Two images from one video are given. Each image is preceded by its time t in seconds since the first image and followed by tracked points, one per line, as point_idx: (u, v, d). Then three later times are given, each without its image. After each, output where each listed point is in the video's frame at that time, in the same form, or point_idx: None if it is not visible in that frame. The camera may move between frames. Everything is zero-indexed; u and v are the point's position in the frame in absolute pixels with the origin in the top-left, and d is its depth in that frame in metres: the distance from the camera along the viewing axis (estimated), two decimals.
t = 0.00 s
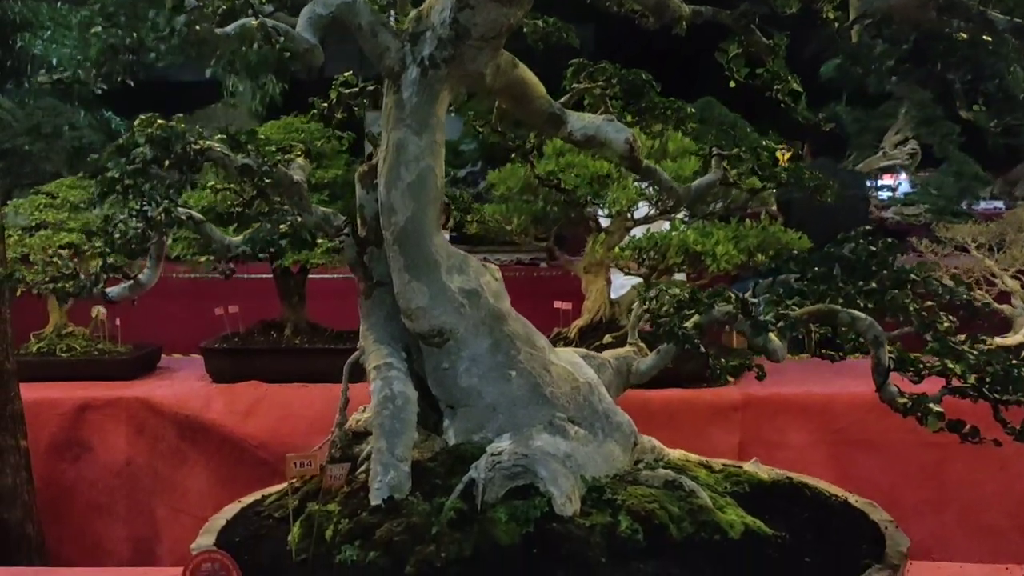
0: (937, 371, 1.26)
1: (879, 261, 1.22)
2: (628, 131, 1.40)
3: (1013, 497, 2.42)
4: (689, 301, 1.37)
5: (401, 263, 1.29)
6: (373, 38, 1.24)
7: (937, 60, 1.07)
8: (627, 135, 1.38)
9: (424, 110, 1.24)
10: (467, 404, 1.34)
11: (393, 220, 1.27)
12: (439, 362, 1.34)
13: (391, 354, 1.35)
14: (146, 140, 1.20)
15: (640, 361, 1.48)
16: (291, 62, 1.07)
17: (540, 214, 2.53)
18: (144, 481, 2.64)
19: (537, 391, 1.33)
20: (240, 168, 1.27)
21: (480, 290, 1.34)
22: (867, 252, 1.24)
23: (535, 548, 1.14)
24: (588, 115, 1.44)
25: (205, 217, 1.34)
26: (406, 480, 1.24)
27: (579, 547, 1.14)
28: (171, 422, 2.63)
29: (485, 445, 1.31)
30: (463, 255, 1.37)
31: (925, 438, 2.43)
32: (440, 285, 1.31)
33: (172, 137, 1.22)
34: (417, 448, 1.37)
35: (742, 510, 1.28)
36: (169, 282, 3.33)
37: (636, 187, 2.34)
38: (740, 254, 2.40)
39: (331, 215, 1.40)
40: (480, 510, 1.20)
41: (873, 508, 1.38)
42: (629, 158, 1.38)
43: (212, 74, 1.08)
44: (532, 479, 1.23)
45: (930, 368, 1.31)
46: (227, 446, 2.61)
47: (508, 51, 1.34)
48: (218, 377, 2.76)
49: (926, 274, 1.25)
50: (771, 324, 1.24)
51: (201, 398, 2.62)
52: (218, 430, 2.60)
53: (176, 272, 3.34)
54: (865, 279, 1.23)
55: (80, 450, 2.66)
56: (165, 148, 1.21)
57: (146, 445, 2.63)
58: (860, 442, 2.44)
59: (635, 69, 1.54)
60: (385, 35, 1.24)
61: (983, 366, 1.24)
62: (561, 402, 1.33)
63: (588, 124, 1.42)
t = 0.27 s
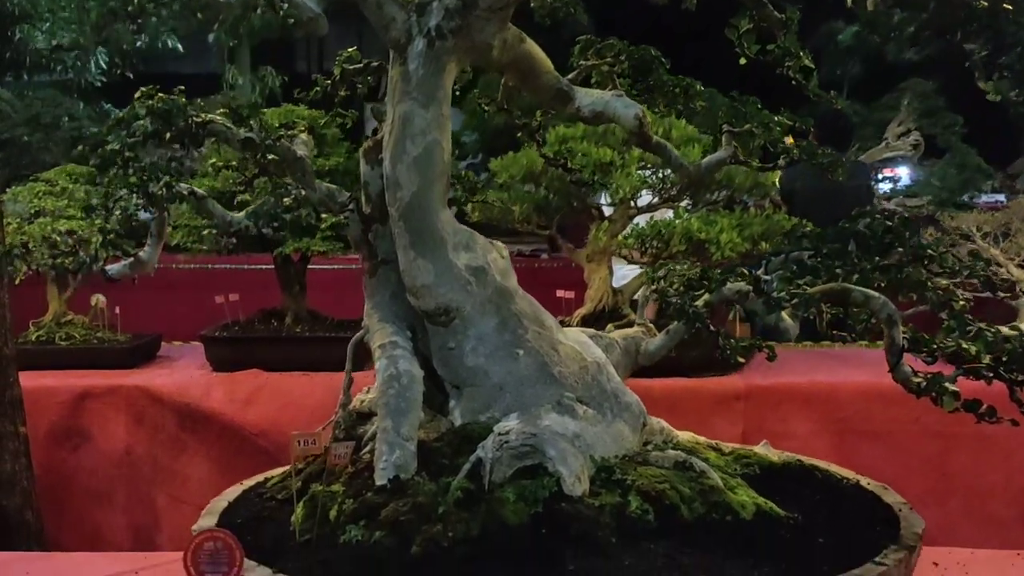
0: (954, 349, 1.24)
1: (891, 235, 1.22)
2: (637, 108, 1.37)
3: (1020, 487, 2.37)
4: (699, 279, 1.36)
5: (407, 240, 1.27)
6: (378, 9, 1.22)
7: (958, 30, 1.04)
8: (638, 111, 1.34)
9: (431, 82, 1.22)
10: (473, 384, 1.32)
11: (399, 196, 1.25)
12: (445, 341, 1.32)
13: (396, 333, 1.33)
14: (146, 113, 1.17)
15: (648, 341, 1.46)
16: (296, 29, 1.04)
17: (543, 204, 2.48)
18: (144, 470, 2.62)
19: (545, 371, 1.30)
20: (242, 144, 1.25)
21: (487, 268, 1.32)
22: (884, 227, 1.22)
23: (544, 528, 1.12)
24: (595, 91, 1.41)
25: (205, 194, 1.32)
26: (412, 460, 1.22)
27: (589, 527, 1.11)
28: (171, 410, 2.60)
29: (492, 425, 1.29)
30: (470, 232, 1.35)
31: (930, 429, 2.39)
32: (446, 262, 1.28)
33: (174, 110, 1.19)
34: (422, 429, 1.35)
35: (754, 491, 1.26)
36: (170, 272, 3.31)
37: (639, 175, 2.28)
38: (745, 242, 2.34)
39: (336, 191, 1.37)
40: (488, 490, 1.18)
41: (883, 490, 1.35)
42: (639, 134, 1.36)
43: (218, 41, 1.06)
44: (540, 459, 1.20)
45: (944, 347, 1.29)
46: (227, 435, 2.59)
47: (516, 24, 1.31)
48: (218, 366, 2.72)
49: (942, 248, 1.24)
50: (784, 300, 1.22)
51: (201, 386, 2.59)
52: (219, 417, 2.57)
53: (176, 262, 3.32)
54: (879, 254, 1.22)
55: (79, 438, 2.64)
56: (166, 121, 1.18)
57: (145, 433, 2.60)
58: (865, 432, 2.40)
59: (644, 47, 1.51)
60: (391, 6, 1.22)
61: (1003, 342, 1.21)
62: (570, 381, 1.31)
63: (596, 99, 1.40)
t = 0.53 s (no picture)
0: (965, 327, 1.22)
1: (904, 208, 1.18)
2: (641, 80, 1.36)
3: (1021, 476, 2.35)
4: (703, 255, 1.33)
5: (405, 213, 1.24)
6: None
7: None
8: (642, 82, 1.34)
9: (431, 51, 1.19)
10: (472, 361, 1.29)
11: (397, 168, 1.22)
12: (444, 318, 1.29)
13: (393, 310, 1.30)
14: (139, 79, 1.18)
15: (650, 319, 1.44)
16: None
17: (537, 195, 2.39)
18: (139, 455, 2.59)
19: (546, 348, 1.28)
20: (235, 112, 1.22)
21: (486, 243, 1.29)
22: (896, 199, 1.18)
23: (544, 507, 1.09)
24: (598, 63, 1.38)
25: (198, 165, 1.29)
26: (410, 438, 1.19)
27: (591, 505, 1.08)
28: (166, 396, 2.56)
29: (492, 403, 1.26)
30: (469, 207, 1.32)
31: (930, 418, 2.35)
32: (445, 236, 1.25)
33: (165, 77, 1.18)
34: (420, 407, 1.32)
35: (759, 471, 1.23)
36: (168, 262, 3.22)
37: (640, 160, 2.17)
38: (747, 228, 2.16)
39: (332, 163, 1.34)
40: (487, 468, 1.15)
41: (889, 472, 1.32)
42: (643, 105, 1.35)
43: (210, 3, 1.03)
44: (541, 437, 1.17)
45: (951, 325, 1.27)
46: (223, 421, 2.55)
47: None
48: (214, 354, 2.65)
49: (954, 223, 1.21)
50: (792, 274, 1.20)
51: (198, 371, 2.55)
52: (216, 405, 2.53)
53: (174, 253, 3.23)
54: (891, 228, 1.19)
55: (75, 423, 2.60)
56: (156, 87, 1.18)
57: (142, 419, 2.57)
58: (866, 420, 2.35)
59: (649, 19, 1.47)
60: None
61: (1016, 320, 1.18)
62: (571, 359, 1.28)
63: (599, 72, 1.36)
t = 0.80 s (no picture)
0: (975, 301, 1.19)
1: (910, 174, 1.17)
2: (642, 46, 1.30)
3: (1023, 464, 2.29)
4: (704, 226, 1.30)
5: (398, 181, 1.20)
6: None
7: None
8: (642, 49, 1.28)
9: (425, 12, 1.15)
10: (468, 334, 1.26)
11: (390, 134, 1.18)
12: (439, 290, 1.26)
13: (387, 281, 1.26)
14: (123, 40, 1.15)
15: (651, 293, 1.41)
16: None
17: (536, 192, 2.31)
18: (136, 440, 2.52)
19: (543, 321, 1.24)
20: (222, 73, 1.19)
21: (482, 213, 1.26)
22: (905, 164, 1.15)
23: (541, 481, 1.06)
24: (598, 30, 1.34)
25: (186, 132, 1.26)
26: (403, 412, 1.16)
27: (590, 479, 1.05)
28: (162, 380, 2.49)
29: (488, 376, 1.23)
30: (465, 176, 1.28)
31: (931, 405, 2.29)
32: (440, 205, 1.22)
33: (151, 38, 1.15)
34: (415, 381, 1.29)
35: (762, 447, 1.20)
36: (165, 249, 3.14)
37: (640, 144, 2.17)
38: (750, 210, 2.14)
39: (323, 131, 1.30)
40: (483, 442, 1.11)
41: (896, 450, 1.28)
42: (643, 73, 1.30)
43: None
44: (538, 410, 1.14)
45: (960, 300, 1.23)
46: (220, 407, 2.48)
47: None
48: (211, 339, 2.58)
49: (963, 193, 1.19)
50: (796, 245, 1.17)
51: (194, 356, 2.49)
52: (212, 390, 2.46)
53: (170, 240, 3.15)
54: (898, 194, 1.17)
55: (70, 409, 2.52)
56: (142, 49, 1.15)
57: (137, 404, 2.50)
58: (866, 406, 2.30)
59: None
60: None
61: None
62: (569, 332, 1.25)
63: (599, 38, 1.32)
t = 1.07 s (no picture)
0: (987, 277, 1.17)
1: (922, 146, 1.14)
2: (645, 15, 1.27)
3: None
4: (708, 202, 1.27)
5: (395, 153, 1.17)
6: None
7: None
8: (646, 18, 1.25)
9: None
10: (466, 312, 1.23)
11: (386, 105, 1.15)
12: (437, 266, 1.23)
13: (384, 258, 1.23)
14: (111, 6, 1.11)
15: (654, 272, 1.38)
16: None
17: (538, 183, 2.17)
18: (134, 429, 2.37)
19: (544, 297, 1.21)
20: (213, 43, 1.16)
21: (481, 187, 1.22)
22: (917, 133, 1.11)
23: (542, 460, 1.03)
24: None
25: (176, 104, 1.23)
26: (400, 390, 1.12)
27: (592, 458, 1.02)
28: (160, 367, 2.35)
29: (487, 354, 1.20)
30: (464, 149, 1.25)
31: (938, 393, 2.20)
32: (437, 178, 1.18)
33: (139, 5, 1.12)
34: (413, 360, 1.26)
35: (769, 426, 1.17)
36: (165, 239, 2.99)
37: (643, 129, 1.94)
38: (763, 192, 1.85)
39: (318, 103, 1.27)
40: (482, 420, 1.08)
41: (907, 433, 1.24)
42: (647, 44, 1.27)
43: None
44: (538, 388, 1.11)
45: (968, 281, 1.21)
46: (219, 395, 2.33)
47: None
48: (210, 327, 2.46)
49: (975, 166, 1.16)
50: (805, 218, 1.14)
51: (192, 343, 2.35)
52: (211, 377, 2.32)
53: (171, 229, 3.01)
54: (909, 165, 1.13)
55: (68, 397, 2.38)
56: (130, 16, 1.11)
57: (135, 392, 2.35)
58: (871, 394, 2.21)
59: None
60: None
61: None
62: (571, 309, 1.22)
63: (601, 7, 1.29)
